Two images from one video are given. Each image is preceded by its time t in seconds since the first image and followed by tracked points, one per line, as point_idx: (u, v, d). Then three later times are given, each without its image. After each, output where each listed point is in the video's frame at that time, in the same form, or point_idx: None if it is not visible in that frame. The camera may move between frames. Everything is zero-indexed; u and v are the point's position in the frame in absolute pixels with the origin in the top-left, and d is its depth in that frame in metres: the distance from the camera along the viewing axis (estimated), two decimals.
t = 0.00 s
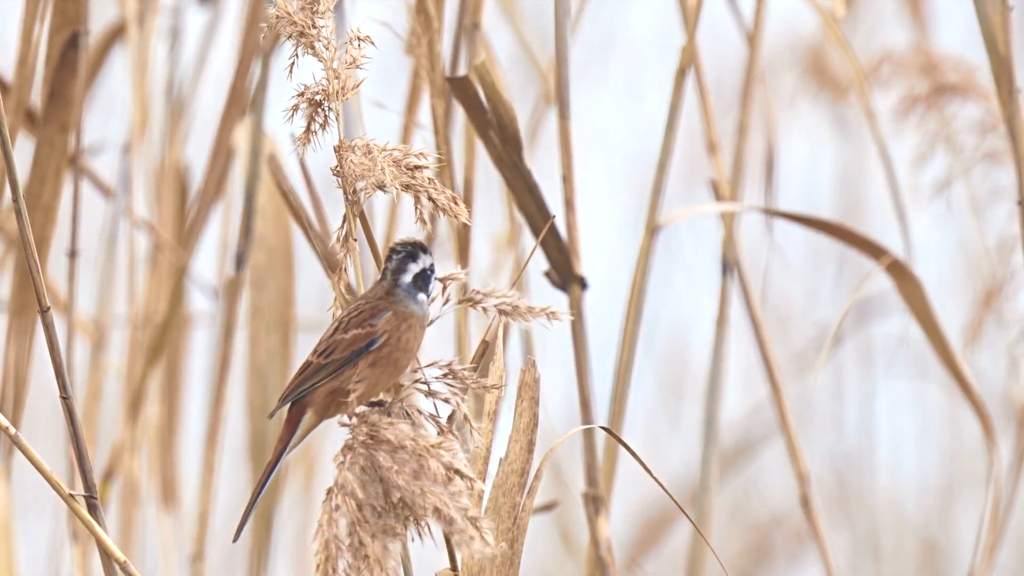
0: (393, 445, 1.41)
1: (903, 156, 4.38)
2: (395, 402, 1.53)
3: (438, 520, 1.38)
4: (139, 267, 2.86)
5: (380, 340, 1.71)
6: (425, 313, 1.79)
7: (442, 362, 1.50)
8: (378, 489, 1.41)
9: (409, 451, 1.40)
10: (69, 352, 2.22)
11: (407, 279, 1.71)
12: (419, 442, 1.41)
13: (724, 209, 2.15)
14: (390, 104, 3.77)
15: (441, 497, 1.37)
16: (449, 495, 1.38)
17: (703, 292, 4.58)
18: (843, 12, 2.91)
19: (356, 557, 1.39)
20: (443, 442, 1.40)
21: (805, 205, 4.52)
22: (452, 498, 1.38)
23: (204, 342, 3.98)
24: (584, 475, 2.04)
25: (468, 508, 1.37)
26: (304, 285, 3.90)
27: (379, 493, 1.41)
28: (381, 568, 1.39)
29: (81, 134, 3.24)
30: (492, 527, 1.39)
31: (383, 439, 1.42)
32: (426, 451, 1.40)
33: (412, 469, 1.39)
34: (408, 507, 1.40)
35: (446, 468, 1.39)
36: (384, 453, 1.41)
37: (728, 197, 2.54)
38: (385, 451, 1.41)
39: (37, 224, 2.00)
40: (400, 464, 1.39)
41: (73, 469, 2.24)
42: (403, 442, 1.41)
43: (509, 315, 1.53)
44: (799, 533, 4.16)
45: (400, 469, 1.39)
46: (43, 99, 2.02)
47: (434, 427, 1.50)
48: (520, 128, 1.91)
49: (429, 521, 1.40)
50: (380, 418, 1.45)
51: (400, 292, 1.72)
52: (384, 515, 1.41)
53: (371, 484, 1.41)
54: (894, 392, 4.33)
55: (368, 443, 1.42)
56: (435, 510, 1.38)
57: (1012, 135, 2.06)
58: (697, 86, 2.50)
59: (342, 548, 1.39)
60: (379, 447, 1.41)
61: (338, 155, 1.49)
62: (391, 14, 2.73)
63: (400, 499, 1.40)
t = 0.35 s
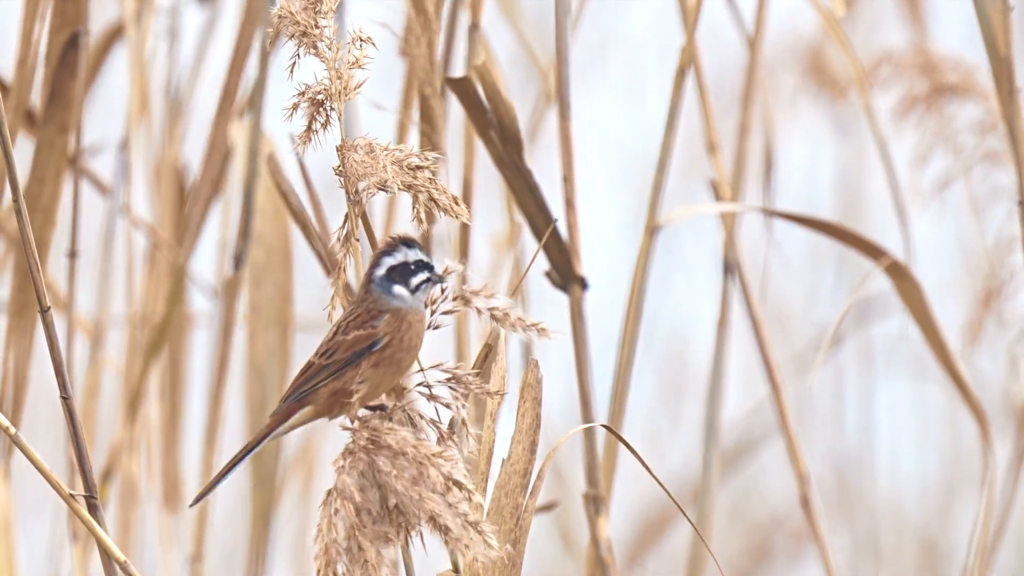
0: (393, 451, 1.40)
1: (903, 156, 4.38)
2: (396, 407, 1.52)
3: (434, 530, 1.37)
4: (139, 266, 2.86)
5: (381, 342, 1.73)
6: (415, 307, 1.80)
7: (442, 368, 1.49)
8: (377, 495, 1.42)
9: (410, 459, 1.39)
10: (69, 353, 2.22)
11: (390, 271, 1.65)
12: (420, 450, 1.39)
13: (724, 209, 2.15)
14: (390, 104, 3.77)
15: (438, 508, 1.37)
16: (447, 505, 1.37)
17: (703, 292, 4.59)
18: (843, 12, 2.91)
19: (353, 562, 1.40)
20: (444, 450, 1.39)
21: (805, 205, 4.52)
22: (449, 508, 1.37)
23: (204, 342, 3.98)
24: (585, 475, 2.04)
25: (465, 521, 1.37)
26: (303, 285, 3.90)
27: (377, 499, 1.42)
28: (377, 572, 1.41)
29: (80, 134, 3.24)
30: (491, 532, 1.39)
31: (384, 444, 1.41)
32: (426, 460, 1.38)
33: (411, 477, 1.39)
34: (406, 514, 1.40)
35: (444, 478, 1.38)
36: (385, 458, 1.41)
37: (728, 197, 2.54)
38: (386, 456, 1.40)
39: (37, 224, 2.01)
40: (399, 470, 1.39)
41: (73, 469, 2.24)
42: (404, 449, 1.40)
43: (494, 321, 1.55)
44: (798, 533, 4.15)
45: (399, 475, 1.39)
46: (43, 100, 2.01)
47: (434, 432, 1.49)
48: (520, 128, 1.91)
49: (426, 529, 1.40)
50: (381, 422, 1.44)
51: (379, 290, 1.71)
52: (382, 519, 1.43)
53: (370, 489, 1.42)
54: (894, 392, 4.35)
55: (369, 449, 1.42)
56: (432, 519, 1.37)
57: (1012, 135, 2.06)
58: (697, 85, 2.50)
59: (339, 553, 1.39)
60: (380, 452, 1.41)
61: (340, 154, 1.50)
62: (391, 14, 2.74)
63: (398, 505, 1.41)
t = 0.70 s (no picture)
0: (392, 426, 1.42)
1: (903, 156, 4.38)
2: (392, 394, 1.52)
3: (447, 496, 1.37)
4: (139, 266, 2.86)
5: (380, 339, 1.75)
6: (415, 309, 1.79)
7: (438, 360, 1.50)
8: (384, 475, 1.41)
9: (409, 431, 1.41)
10: (68, 353, 2.22)
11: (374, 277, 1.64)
12: (418, 421, 1.41)
13: (723, 209, 2.15)
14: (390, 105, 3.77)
15: (444, 470, 1.38)
16: (454, 468, 1.38)
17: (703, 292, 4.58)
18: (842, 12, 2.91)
19: (368, 545, 1.38)
20: (444, 419, 1.41)
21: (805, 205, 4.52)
22: (458, 471, 1.37)
23: (204, 343, 3.97)
24: (585, 475, 2.04)
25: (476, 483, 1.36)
26: (303, 285, 3.90)
27: (384, 480, 1.42)
28: (396, 553, 1.38)
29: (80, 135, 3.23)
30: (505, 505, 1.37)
31: (381, 422, 1.42)
32: (425, 429, 1.40)
33: (412, 446, 1.40)
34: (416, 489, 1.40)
35: (447, 443, 1.40)
36: (384, 435, 1.42)
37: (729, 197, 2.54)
38: (385, 433, 1.42)
39: (36, 223, 2.00)
40: (400, 443, 1.40)
41: (72, 469, 2.24)
42: (401, 423, 1.41)
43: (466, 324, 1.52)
44: (798, 533, 4.15)
45: (400, 447, 1.40)
46: (41, 99, 2.01)
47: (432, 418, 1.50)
48: (521, 128, 1.91)
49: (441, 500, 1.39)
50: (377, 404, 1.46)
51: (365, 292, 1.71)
52: (392, 501, 1.42)
53: (375, 470, 1.41)
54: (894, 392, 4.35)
55: (368, 429, 1.42)
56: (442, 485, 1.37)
57: (1012, 135, 2.06)
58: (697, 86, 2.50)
59: (354, 535, 1.38)
60: (379, 430, 1.42)
61: (338, 155, 1.49)
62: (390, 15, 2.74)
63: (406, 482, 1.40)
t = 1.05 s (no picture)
0: (391, 430, 1.42)
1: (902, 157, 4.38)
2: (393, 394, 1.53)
3: (444, 499, 1.37)
4: (140, 266, 2.86)
5: (380, 333, 1.73)
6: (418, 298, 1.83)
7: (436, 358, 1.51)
8: (381, 476, 1.42)
9: (408, 434, 1.41)
10: (68, 353, 2.22)
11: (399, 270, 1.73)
12: (417, 425, 1.41)
13: (723, 209, 2.15)
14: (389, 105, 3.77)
15: (444, 475, 1.37)
16: (453, 472, 1.37)
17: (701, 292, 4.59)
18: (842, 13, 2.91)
19: (362, 545, 1.39)
20: (443, 423, 1.40)
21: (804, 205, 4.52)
22: (456, 474, 1.37)
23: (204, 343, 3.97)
24: (588, 474, 2.04)
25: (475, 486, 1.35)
26: (303, 286, 3.90)
27: (381, 481, 1.42)
28: (390, 553, 1.39)
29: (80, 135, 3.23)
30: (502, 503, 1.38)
31: (381, 425, 1.43)
32: (425, 433, 1.40)
33: (411, 450, 1.39)
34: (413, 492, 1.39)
35: (446, 448, 1.39)
36: (383, 437, 1.42)
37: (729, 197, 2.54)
38: (384, 435, 1.42)
39: (36, 224, 2.01)
40: (398, 446, 1.40)
41: (73, 469, 2.25)
42: (401, 426, 1.41)
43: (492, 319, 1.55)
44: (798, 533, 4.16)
45: (399, 451, 1.39)
46: (42, 99, 2.02)
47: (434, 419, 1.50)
48: (524, 127, 1.91)
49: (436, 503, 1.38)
50: (378, 406, 1.46)
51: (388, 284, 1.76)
52: (390, 502, 1.42)
53: (373, 472, 1.42)
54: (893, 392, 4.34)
55: (367, 431, 1.43)
56: (440, 487, 1.37)
57: (1012, 136, 2.06)
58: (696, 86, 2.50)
59: (347, 537, 1.39)
60: (378, 432, 1.42)
61: (343, 153, 1.49)
62: (390, 15, 2.74)
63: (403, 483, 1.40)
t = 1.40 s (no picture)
0: (399, 440, 1.41)
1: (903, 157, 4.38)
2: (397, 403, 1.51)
3: (453, 510, 1.38)
4: (140, 267, 2.86)
5: (387, 338, 1.73)
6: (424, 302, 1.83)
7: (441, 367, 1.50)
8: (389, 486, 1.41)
9: (416, 445, 1.40)
10: (68, 354, 2.21)
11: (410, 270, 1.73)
12: (425, 436, 1.40)
13: (723, 209, 2.14)
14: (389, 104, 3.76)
15: (452, 488, 1.38)
16: (461, 485, 1.38)
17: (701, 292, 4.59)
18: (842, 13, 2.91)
19: (370, 557, 1.40)
20: (450, 433, 1.40)
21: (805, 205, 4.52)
22: (464, 488, 1.38)
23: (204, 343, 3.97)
24: (583, 476, 2.04)
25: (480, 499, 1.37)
26: (302, 285, 3.90)
27: (389, 491, 1.41)
28: (398, 563, 1.40)
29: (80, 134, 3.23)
30: (506, 514, 1.40)
31: (389, 435, 1.41)
32: (432, 444, 1.39)
33: (419, 462, 1.38)
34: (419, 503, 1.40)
35: (454, 460, 1.38)
36: (391, 449, 1.41)
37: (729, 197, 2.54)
38: (392, 446, 1.41)
39: (36, 224, 2.01)
40: (407, 458, 1.39)
41: (73, 470, 2.24)
42: (409, 437, 1.40)
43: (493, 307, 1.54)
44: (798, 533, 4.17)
45: (407, 463, 1.39)
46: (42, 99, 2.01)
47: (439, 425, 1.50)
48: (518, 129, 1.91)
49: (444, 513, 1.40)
50: (385, 415, 1.43)
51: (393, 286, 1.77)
52: (397, 512, 1.42)
53: (380, 482, 1.41)
54: (893, 392, 4.34)
55: (375, 441, 1.41)
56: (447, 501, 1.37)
57: (1012, 136, 2.06)
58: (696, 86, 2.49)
59: (355, 549, 1.40)
60: (386, 444, 1.41)
61: (343, 154, 1.49)
62: (390, 14, 2.74)
63: (412, 494, 1.40)
